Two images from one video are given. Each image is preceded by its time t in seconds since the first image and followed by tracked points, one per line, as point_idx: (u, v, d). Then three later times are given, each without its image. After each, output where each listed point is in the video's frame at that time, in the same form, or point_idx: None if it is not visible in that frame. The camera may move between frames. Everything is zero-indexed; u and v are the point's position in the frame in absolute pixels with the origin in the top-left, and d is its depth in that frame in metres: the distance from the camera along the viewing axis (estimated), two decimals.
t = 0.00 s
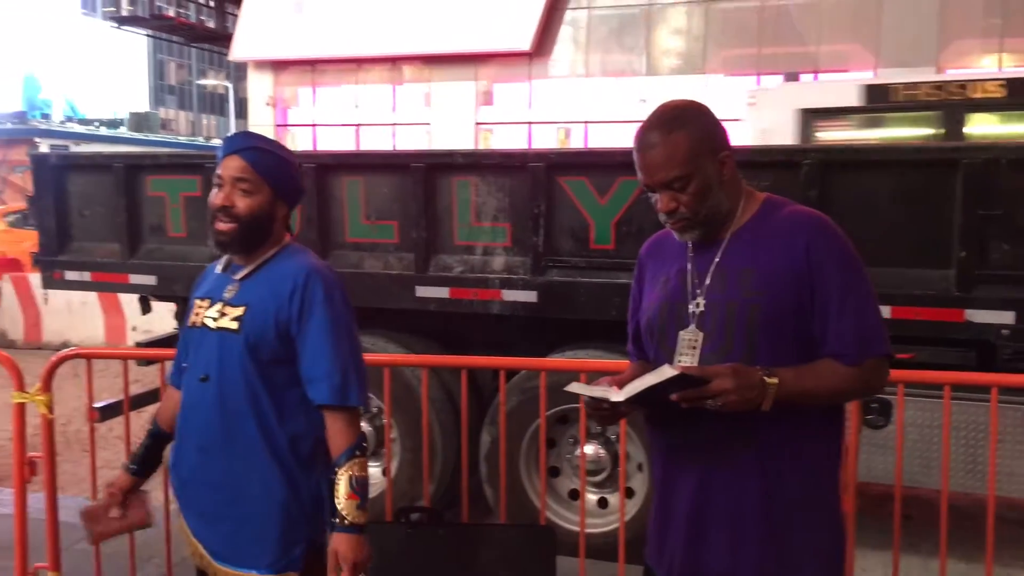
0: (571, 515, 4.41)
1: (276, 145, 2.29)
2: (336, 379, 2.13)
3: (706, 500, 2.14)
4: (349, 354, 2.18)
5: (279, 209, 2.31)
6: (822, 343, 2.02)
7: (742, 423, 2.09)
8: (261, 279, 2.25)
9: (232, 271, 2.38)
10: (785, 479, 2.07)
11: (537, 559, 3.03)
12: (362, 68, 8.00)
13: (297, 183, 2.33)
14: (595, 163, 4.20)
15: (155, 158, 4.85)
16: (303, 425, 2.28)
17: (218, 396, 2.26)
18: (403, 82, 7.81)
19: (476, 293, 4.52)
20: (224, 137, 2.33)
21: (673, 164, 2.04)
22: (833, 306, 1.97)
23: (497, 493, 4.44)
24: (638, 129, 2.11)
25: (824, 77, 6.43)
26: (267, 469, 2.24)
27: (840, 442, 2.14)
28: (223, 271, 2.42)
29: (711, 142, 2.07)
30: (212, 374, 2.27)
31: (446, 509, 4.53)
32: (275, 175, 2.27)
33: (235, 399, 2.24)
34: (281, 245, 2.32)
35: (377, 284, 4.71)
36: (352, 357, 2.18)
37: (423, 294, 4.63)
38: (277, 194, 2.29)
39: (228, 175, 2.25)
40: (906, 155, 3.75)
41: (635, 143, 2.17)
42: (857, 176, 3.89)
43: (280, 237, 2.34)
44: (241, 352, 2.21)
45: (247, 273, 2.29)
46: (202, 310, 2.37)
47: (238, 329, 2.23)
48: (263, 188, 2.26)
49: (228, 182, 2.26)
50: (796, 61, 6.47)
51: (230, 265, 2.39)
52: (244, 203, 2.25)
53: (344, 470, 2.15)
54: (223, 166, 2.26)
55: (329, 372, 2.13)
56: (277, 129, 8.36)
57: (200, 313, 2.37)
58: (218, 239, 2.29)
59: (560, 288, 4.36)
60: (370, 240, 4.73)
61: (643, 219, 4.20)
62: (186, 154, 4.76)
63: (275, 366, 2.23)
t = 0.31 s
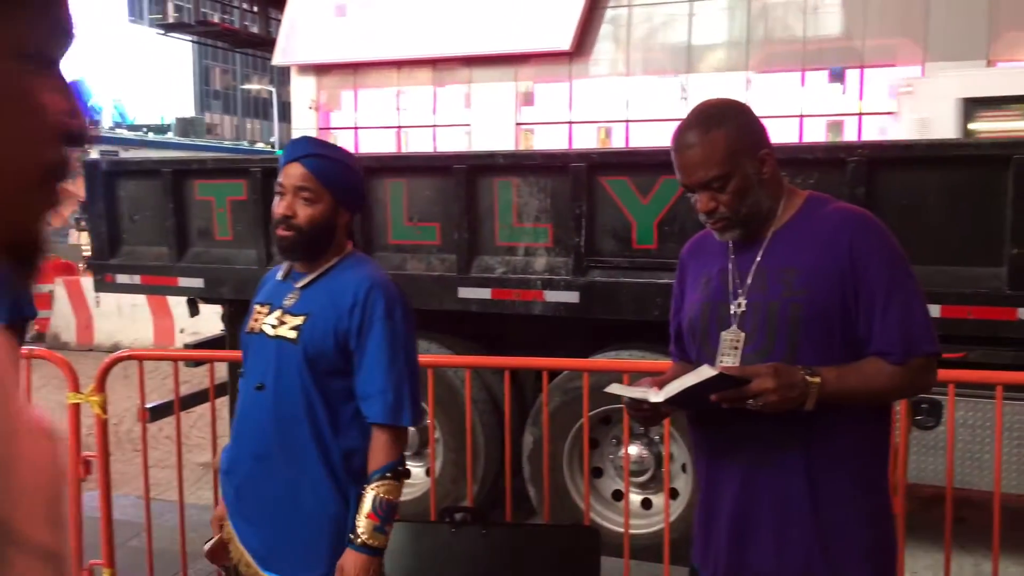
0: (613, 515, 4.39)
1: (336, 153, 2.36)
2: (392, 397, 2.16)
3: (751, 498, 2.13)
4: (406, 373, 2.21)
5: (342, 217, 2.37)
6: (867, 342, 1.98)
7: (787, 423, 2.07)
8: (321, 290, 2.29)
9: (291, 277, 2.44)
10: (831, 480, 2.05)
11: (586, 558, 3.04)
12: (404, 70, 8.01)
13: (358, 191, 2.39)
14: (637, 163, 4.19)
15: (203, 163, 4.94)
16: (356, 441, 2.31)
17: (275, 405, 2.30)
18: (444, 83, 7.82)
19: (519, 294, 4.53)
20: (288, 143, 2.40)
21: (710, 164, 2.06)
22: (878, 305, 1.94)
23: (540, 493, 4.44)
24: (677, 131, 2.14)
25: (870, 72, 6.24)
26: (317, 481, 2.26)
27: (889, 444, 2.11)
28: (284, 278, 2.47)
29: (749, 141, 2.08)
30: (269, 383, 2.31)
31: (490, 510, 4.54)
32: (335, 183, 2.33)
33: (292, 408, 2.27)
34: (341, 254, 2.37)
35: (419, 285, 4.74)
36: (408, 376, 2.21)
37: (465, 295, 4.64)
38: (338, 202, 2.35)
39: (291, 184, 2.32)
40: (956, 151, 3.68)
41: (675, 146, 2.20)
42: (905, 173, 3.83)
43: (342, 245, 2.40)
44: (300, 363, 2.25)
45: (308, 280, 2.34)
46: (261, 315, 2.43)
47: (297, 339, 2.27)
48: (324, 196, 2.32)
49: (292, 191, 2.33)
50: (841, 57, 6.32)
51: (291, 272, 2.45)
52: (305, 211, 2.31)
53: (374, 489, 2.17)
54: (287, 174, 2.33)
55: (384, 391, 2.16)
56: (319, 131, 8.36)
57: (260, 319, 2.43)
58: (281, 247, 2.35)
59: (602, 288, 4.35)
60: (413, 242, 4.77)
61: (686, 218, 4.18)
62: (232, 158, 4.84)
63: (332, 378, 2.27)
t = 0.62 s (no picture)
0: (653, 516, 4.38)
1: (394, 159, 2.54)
2: (473, 404, 2.27)
3: (795, 502, 2.10)
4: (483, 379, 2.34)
5: (401, 219, 2.54)
6: (916, 342, 1.96)
7: (834, 425, 2.05)
8: (390, 297, 2.40)
9: (348, 279, 2.58)
10: (878, 482, 2.02)
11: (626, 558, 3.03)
12: (436, 71, 8.02)
13: (415, 195, 2.57)
14: (674, 162, 4.16)
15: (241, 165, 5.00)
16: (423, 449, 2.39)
17: (342, 413, 2.35)
18: (477, 82, 7.83)
19: (555, 294, 4.53)
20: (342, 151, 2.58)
21: (753, 162, 2.07)
22: (926, 305, 1.91)
23: (579, 494, 4.43)
24: (719, 129, 2.16)
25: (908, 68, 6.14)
26: (384, 488, 2.31)
27: (938, 444, 2.08)
28: (342, 281, 2.59)
29: (792, 138, 2.09)
30: (335, 392, 2.37)
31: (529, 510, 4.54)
32: (395, 185, 2.51)
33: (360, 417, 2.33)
34: (402, 257, 2.52)
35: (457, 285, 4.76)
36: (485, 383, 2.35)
37: (502, 296, 4.65)
38: (397, 205, 2.52)
39: (353, 189, 2.50)
40: (1001, 147, 3.61)
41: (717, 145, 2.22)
42: (948, 170, 3.77)
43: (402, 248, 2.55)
44: (374, 371, 2.33)
45: (373, 285, 2.46)
46: (322, 323, 2.51)
47: (368, 347, 2.35)
48: (385, 199, 2.50)
49: (353, 195, 2.50)
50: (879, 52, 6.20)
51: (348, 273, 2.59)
52: (367, 213, 2.47)
53: (432, 473, 2.21)
54: (347, 179, 2.50)
55: (466, 397, 2.27)
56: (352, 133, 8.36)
57: (321, 327, 2.51)
58: (343, 251, 2.49)
59: (640, 288, 4.33)
60: (450, 242, 4.79)
61: (724, 216, 4.15)
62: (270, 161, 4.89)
63: (404, 386, 2.36)
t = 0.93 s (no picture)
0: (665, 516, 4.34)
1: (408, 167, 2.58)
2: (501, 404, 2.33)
3: (815, 506, 2.08)
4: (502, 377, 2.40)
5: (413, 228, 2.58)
6: (939, 343, 1.94)
7: (857, 425, 2.04)
8: (409, 304, 2.44)
9: (353, 286, 2.57)
10: (900, 483, 2.00)
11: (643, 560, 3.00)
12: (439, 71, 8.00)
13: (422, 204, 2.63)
14: (684, 161, 4.14)
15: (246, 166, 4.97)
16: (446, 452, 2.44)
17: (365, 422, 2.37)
18: (479, 81, 7.81)
19: (565, 293, 4.50)
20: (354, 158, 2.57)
21: (776, 161, 2.09)
22: (951, 304, 1.89)
23: (589, 495, 4.41)
24: (741, 127, 2.18)
25: (911, 64, 6.10)
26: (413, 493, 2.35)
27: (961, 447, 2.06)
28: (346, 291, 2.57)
29: (814, 137, 2.10)
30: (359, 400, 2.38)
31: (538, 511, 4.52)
32: (411, 193, 2.56)
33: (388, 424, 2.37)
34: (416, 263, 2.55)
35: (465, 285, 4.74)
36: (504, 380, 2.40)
37: (511, 295, 4.64)
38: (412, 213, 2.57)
39: (374, 198, 2.50)
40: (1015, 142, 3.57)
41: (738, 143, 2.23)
42: (960, 167, 3.75)
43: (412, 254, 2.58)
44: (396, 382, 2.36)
45: (390, 292, 2.48)
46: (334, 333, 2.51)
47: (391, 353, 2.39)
48: (403, 207, 2.54)
49: (374, 203, 2.51)
50: (881, 48, 6.13)
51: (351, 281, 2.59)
52: (390, 221, 2.49)
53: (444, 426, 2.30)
54: (369, 186, 2.50)
55: (492, 398, 2.33)
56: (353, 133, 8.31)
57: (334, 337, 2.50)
58: (362, 260, 2.47)
59: (649, 287, 4.31)
60: (458, 243, 4.77)
61: (734, 214, 4.12)
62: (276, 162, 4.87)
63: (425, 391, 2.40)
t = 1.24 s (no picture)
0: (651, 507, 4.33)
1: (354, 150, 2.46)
2: (468, 369, 2.28)
3: (809, 496, 2.06)
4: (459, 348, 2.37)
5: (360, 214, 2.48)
6: (932, 329, 1.93)
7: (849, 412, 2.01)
8: (369, 289, 2.35)
9: (299, 278, 2.40)
10: (894, 472, 1.98)
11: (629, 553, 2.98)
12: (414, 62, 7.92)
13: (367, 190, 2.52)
14: (665, 149, 4.11)
15: (221, 158, 4.89)
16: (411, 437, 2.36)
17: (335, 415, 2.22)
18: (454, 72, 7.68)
19: (546, 283, 4.47)
20: (303, 142, 2.40)
21: (768, 145, 2.07)
22: (943, 289, 1.88)
23: (573, 485, 4.37)
24: (732, 112, 2.16)
25: (886, 53, 6.09)
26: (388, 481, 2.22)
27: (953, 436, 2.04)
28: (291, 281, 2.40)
29: (806, 121, 2.09)
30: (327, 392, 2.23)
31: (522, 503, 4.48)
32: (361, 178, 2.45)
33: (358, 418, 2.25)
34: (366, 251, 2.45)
35: (445, 277, 4.69)
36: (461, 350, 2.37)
37: (492, 287, 4.59)
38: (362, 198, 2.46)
39: (329, 182, 2.36)
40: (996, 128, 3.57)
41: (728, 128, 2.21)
42: (942, 154, 3.74)
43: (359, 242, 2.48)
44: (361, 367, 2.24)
45: (347, 279, 2.37)
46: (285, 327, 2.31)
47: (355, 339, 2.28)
48: (355, 192, 2.42)
49: (330, 189, 2.37)
50: (856, 37, 6.14)
51: (294, 272, 2.41)
52: (346, 209, 2.37)
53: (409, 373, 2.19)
54: (323, 171, 2.35)
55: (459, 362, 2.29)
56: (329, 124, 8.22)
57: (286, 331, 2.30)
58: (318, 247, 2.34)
59: (632, 277, 4.28)
60: (438, 233, 4.71)
61: (716, 203, 4.10)
62: (252, 153, 4.79)
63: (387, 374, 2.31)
